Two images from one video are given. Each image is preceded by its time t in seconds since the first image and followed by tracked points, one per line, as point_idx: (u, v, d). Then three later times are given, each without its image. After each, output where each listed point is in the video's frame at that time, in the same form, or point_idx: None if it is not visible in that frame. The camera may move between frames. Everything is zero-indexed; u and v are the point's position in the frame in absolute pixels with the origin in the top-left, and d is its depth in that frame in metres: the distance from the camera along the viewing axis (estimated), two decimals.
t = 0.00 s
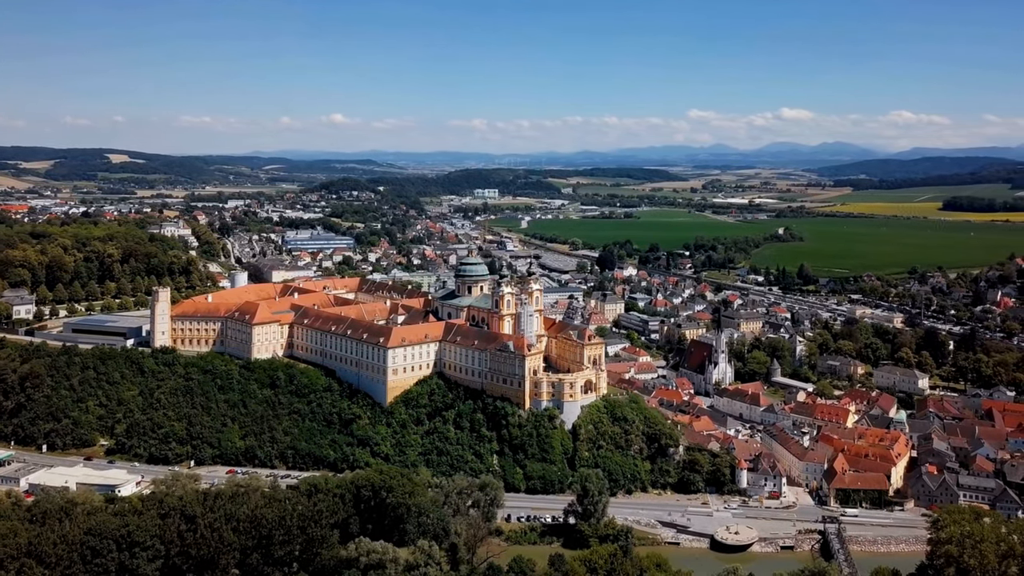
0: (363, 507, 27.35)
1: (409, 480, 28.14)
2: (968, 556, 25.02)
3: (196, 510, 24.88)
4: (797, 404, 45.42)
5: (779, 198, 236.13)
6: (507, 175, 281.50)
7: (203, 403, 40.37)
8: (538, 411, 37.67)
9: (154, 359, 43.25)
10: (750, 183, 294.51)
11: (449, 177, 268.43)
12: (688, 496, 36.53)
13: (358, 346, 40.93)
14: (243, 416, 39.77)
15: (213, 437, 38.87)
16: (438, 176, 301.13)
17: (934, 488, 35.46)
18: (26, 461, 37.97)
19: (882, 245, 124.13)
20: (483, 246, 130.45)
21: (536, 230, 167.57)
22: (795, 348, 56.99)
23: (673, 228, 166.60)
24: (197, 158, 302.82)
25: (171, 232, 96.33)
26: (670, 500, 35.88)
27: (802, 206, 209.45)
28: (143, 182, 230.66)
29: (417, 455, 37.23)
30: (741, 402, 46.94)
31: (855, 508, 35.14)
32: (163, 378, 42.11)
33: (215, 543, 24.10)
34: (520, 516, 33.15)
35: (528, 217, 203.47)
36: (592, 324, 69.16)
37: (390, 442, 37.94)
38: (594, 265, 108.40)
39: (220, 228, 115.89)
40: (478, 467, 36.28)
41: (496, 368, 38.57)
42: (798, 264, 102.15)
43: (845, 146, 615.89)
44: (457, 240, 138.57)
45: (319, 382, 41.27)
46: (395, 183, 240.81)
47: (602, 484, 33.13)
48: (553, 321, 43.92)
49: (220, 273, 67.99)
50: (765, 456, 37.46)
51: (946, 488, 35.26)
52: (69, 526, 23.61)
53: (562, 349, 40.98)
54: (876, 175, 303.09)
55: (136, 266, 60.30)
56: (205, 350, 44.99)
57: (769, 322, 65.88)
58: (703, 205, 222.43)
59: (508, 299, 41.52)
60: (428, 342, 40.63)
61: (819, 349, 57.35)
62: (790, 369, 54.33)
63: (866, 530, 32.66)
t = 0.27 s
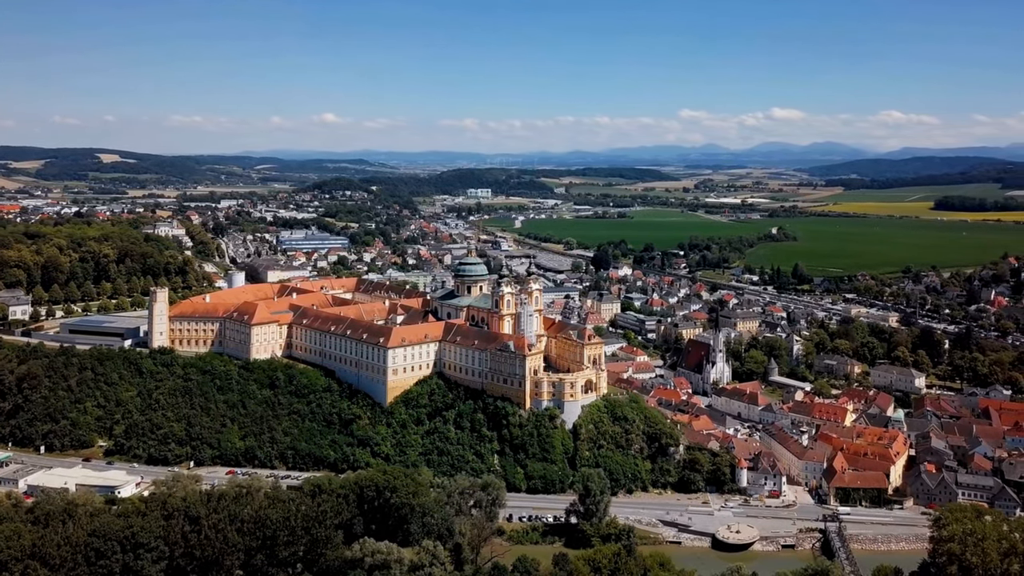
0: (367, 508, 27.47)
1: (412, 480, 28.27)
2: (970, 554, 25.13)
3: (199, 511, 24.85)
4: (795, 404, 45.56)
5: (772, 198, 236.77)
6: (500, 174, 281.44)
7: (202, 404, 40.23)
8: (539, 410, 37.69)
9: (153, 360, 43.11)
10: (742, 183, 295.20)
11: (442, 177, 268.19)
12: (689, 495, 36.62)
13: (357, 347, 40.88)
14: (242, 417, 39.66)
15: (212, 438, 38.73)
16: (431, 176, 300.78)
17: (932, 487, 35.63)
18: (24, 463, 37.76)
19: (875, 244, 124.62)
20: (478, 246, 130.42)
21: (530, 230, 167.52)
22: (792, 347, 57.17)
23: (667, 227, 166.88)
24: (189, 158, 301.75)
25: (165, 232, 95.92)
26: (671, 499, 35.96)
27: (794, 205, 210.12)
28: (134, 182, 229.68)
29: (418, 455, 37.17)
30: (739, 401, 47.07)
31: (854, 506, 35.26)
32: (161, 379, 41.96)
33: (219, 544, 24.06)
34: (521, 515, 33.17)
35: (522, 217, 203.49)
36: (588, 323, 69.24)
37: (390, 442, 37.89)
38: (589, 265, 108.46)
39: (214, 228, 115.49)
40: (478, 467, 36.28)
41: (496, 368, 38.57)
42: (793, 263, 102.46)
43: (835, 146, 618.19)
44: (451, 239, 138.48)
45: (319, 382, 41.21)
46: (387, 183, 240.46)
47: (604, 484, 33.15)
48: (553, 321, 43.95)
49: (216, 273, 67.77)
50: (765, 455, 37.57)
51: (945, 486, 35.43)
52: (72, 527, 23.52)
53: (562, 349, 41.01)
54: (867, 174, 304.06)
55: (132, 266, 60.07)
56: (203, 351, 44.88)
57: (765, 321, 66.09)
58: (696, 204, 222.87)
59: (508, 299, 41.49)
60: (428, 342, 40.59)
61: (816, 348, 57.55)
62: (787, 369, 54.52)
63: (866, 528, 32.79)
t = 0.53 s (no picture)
0: (372, 508, 27.48)
1: (417, 479, 28.29)
2: (971, 552, 25.26)
3: (204, 512, 24.82)
4: (793, 403, 45.72)
5: (764, 198, 237.40)
6: (493, 174, 281.32)
7: (201, 405, 40.09)
8: (540, 410, 37.74)
9: (151, 360, 42.97)
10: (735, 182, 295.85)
11: (435, 177, 267.91)
12: (689, 494, 36.72)
13: (357, 347, 40.85)
14: (242, 418, 39.55)
15: (212, 438, 38.58)
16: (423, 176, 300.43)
17: (931, 485, 35.83)
18: (23, 464, 37.53)
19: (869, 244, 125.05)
20: (472, 245, 130.34)
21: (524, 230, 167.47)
22: (789, 347, 57.37)
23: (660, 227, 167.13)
24: (180, 158, 300.56)
25: (159, 232, 95.51)
26: (672, 498, 36.05)
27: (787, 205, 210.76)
28: (125, 182, 228.65)
29: (418, 454, 37.14)
30: (737, 400, 47.21)
31: (854, 505, 35.40)
32: (160, 380, 41.80)
33: (224, 545, 24.04)
34: (523, 515, 33.19)
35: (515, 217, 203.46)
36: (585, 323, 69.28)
37: (391, 442, 37.86)
38: (584, 264, 108.52)
39: (207, 228, 115.07)
40: (479, 467, 36.28)
41: (496, 368, 38.58)
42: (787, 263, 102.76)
43: (826, 146, 620.49)
44: (445, 239, 138.36)
45: (318, 382, 41.16)
46: (380, 183, 240.07)
47: (605, 483, 33.19)
48: (552, 320, 43.99)
49: (212, 273, 67.55)
50: (765, 454, 37.70)
51: (944, 485, 35.62)
52: (76, 528, 23.47)
53: (562, 349, 41.06)
54: (859, 174, 305.13)
55: (128, 267, 59.83)
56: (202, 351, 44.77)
57: (762, 321, 66.28)
58: (689, 204, 223.24)
59: (508, 299, 41.47)
60: (428, 342, 40.59)
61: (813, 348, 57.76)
62: (784, 368, 54.72)
63: (866, 526, 32.93)
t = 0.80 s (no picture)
0: (376, 508, 27.52)
1: (420, 480, 28.36)
2: (972, 550, 25.41)
3: (208, 513, 24.82)
4: (791, 402, 45.89)
5: (757, 197, 237.95)
6: (486, 174, 281.17)
7: (200, 406, 39.98)
8: (540, 410, 37.79)
9: (150, 361, 42.84)
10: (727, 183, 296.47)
11: (428, 177, 267.65)
12: (689, 493, 36.82)
13: (356, 347, 40.83)
14: (241, 418, 39.46)
15: (212, 439, 38.45)
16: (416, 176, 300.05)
17: (930, 483, 36.04)
18: (21, 466, 37.33)
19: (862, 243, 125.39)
20: (467, 245, 130.25)
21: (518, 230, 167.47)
22: (786, 346, 57.58)
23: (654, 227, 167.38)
24: (171, 157, 299.42)
25: (152, 232, 95.15)
26: (672, 498, 36.15)
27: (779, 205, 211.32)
28: (116, 182, 227.63)
29: (419, 454, 37.12)
30: (735, 399, 47.37)
31: (853, 503, 35.55)
32: (159, 381, 41.67)
33: (228, 546, 24.02)
34: (524, 515, 33.22)
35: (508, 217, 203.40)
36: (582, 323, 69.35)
37: (391, 442, 37.84)
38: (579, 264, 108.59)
39: (201, 228, 114.70)
40: (480, 467, 36.29)
41: (496, 368, 38.61)
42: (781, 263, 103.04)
43: (817, 146, 622.65)
44: (439, 239, 138.24)
45: (318, 383, 41.12)
46: (373, 183, 239.65)
47: (606, 483, 33.25)
48: (551, 320, 44.03)
49: (207, 274, 67.35)
50: (764, 453, 37.84)
51: (942, 483, 35.81)
52: (80, 530, 23.43)
53: (561, 349, 41.12)
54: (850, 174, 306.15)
55: (124, 267, 59.59)
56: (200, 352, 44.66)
57: (758, 320, 66.49)
58: (683, 204, 223.55)
59: (507, 299, 41.47)
60: (427, 342, 40.58)
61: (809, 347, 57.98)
62: (781, 367, 54.91)
63: (866, 525, 33.09)
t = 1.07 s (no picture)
0: (380, 509, 27.51)
1: (424, 480, 28.37)
2: (975, 548, 25.56)
3: (213, 514, 24.80)
4: (790, 401, 46.03)
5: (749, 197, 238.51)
6: (479, 174, 281.00)
7: (200, 407, 39.85)
8: (540, 410, 37.83)
9: (148, 362, 42.69)
10: (720, 183, 297.04)
11: (421, 177, 267.36)
12: (689, 493, 36.92)
13: (356, 348, 40.78)
14: (241, 419, 39.36)
15: (211, 440, 38.32)
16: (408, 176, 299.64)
17: (929, 482, 36.25)
18: (19, 467, 37.17)
19: (855, 243, 125.75)
20: (461, 245, 130.16)
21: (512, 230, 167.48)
22: (782, 346, 57.77)
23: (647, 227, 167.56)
24: (162, 157, 298.30)
25: (146, 232, 94.78)
26: (672, 497, 36.24)
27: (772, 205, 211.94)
28: (107, 182, 226.59)
29: (419, 454, 37.11)
30: (733, 399, 47.49)
31: (853, 502, 35.70)
32: (157, 382, 41.52)
33: (233, 547, 23.99)
34: (526, 515, 33.25)
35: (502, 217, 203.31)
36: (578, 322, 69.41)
37: (391, 442, 37.81)
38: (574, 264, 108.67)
39: (195, 229, 114.31)
40: (480, 467, 36.30)
41: (497, 368, 38.62)
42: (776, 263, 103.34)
43: (808, 146, 624.58)
44: (434, 239, 138.10)
45: (317, 383, 41.06)
46: (366, 183, 239.25)
47: (608, 482, 33.31)
48: (551, 320, 44.05)
49: (203, 274, 67.14)
50: (764, 453, 37.95)
51: (941, 482, 36.01)
52: (85, 532, 23.39)
53: (561, 349, 41.18)
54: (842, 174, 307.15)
55: (120, 268, 59.37)
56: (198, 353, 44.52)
57: (754, 320, 66.68)
58: (676, 204, 223.88)
59: (507, 299, 41.49)
60: (427, 342, 40.56)
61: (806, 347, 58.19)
62: (778, 367, 55.09)
63: (866, 523, 33.23)
